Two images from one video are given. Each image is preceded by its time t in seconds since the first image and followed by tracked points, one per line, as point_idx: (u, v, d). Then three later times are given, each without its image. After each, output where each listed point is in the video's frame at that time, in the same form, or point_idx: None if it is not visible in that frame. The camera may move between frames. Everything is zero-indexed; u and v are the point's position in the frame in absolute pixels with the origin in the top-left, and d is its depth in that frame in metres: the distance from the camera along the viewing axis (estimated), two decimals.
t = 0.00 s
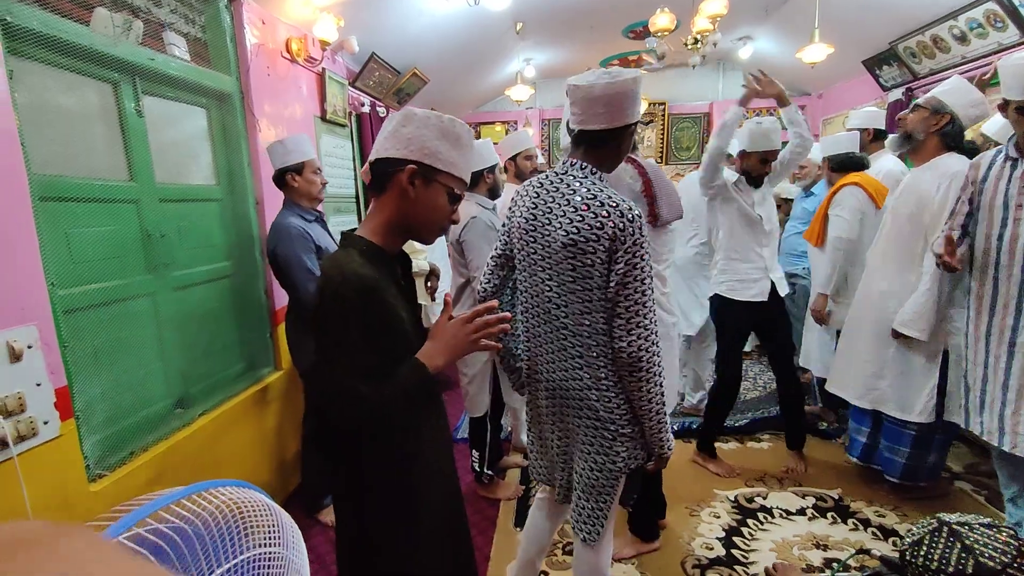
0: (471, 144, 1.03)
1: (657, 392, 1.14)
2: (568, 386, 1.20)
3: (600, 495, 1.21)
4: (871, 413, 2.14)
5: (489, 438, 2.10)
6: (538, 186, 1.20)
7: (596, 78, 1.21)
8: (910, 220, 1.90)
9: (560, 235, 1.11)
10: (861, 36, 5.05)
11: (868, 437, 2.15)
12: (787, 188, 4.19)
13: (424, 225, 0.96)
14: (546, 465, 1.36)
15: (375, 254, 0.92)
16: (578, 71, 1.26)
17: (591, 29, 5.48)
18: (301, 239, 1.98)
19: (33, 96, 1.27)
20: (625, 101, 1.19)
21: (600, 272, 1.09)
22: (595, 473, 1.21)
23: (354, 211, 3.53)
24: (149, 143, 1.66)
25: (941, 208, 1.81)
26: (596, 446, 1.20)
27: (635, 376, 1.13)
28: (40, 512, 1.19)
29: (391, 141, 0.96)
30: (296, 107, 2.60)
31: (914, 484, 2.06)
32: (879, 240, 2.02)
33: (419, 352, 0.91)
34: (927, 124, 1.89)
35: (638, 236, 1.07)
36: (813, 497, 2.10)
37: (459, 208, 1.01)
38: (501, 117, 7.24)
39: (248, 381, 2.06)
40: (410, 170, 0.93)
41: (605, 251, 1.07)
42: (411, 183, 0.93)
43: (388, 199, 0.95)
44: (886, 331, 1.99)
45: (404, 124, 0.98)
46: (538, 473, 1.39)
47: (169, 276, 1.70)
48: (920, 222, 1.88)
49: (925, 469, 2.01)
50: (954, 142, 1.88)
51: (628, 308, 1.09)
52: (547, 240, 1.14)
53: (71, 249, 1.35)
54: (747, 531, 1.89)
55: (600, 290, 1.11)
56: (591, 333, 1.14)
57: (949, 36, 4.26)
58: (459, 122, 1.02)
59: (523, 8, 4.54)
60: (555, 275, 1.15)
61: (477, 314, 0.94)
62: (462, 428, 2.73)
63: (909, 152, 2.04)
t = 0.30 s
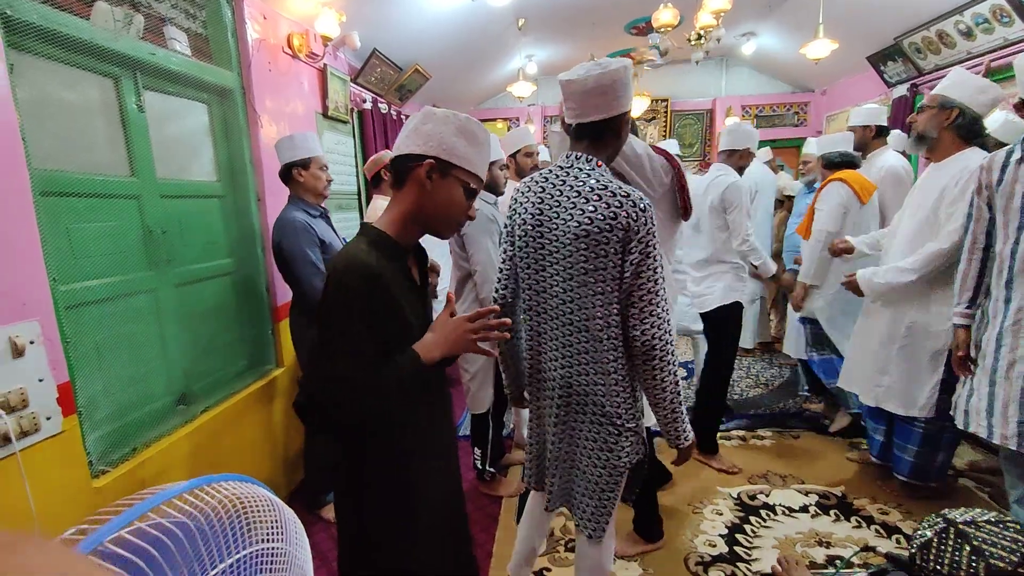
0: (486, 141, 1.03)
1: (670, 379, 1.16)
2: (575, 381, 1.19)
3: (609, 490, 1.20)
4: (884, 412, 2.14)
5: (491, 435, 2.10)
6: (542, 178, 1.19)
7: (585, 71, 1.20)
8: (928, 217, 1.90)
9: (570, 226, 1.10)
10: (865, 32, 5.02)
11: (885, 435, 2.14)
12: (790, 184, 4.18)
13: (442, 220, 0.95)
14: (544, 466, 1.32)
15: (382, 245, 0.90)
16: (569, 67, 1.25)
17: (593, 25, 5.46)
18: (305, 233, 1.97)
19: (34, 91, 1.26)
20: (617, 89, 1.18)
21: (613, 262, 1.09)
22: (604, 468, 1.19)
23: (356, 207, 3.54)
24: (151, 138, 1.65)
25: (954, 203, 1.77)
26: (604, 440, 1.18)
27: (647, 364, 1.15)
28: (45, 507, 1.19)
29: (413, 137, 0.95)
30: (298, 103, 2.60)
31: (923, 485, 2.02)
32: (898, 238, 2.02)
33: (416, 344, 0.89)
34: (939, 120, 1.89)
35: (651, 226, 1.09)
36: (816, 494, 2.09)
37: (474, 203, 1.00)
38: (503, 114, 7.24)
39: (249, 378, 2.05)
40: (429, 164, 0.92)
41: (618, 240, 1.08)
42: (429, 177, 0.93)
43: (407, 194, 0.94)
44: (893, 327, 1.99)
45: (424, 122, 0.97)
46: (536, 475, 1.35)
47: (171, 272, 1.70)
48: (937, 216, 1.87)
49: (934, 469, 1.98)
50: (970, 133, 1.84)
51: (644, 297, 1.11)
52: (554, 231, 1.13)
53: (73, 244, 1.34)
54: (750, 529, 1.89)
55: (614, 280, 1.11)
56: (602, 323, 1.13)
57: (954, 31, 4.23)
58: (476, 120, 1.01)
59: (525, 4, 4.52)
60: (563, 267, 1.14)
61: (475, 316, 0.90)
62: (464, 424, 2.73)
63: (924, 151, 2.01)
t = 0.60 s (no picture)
0: (498, 142, 1.02)
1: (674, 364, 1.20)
2: (581, 377, 1.17)
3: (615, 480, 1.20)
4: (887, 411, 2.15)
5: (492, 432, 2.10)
6: (535, 176, 1.18)
7: (562, 70, 1.20)
8: (932, 207, 1.88)
9: (571, 220, 1.10)
10: (868, 28, 5.00)
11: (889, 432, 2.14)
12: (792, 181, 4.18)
13: (452, 219, 0.95)
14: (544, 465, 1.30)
15: (384, 242, 0.90)
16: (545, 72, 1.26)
17: (595, 21, 5.44)
18: (306, 230, 1.98)
19: (36, 88, 1.26)
20: (595, 82, 1.16)
21: (618, 254, 1.11)
22: (608, 460, 1.19)
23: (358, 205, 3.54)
24: (152, 135, 1.65)
25: (962, 198, 1.77)
26: (609, 432, 1.18)
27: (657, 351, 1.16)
28: (48, 503, 1.19)
29: (427, 137, 0.95)
30: (299, 100, 2.59)
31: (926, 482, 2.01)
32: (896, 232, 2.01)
33: (406, 339, 0.88)
34: (943, 119, 1.89)
35: (650, 219, 1.12)
36: (817, 491, 2.09)
37: (487, 203, 1.00)
38: (505, 111, 7.23)
39: (251, 375, 2.05)
40: (440, 164, 0.92)
41: (621, 233, 1.09)
42: (440, 177, 0.93)
43: (419, 191, 0.94)
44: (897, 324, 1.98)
45: (436, 123, 0.97)
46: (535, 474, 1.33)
47: (173, 269, 1.70)
48: (941, 207, 1.86)
49: (936, 467, 1.98)
50: (977, 128, 1.84)
51: (648, 286, 1.13)
52: (555, 228, 1.13)
53: (75, 241, 1.34)
54: (752, 526, 1.89)
55: (617, 272, 1.12)
56: (608, 315, 1.14)
57: (958, 27, 4.21)
58: (489, 122, 1.01)
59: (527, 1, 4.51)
60: (566, 263, 1.13)
61: (469, 318, 0.88)
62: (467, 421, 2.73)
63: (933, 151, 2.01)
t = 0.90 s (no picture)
0: (500, 138, 1.01)
1: (671, 348, 1.22)
2: (583, 369, 1.17)
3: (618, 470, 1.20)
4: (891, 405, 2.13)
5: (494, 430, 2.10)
6: (526, 174, 1.18)
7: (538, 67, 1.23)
8: (935, 205, 1.88)
9: (567, 213, 1.11)
10: (875, 24, 4.96)
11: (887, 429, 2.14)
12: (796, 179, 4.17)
13: (454, 215, 0.94)
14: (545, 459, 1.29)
15: (385, 239, 0.90)
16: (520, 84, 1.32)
17: (600, 17, 5.42)
18: (307, 227, 1.98)
19: (40, 84, 1.26)
20: (571, 74, 1.19)
21: (613, 243, 1.12)
22: (610, 449, 1.19)
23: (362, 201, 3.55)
24: (156, 132, 1.65)
25: (967, 196, 1.76)
26: (610, 421, 1.18)
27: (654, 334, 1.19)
28: (53, 498, 1.20)
29: (430, 134, 0.95)
30: (303, 96, 2.59)
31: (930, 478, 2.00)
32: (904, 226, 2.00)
33: (399, 335, 0.88)
34: (945, 118, 1.88)
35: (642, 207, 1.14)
36: (821, 489, 2.09)
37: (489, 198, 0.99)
38: (508, 108, 7.22)
39: (254, 371, 2.06)
40: (442, 159, 0.92)
41: (616, 222, 1.10)
42: (443, 173, 0.92)
43: (422, 187, 0.93)
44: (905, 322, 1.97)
45: (438, 119, 0.96)
46: (537, 469, 1.32)
47: (177, 265, 1.70)
48: (945, 204, 1.86)
49: (940, 464, 1.97)
50: (979, 125, 1.85)
51: (643, 272, 1.16)
52: (551, 222, 1.13)
53: (80, 237, 1.35)
54: (754, 524, 1.88)
55: (613, 261, 1.13)
56: (607, 305, 1.14)
57: (967, 24, 4.18)
58: (492, 119, 1.00)
59: None
60: (564, 256, 1.13)
61: (461, 318, 0.87)
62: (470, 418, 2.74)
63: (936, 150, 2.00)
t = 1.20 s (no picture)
0: (491, 129, 1.01)
1: (652, 336, 1.24)
2: (567, 360, 1.18)
3: (607, 459, 1.19)
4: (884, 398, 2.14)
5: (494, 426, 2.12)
6: (512, 171, 1.20)
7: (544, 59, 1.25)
8: (931, 200, 1.89)
9: (550, 206, 1.11)
10: (880, 20, 4.94)
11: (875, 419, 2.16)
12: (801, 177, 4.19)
13: (448, 207, 0.94)
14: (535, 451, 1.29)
15: (384, 238, 0.91)
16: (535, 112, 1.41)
17: (603, 12, 5.39)
18: (312, 221, 1.98)
19: (44, 76, 1.27)
20: (572, 68, 1.21)
21: (595, 236, 1.12)
22: (598, 439, 1.19)
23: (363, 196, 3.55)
24: (159, 125, 1.65)
25: (962, 191, 1.78)
26: (597, 410, 1.18)
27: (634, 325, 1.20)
28: (57, 488, 1.21)
29: (417, 126, 0.94)
30: (305, 90, 2.58)
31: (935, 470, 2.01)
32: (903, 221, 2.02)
33: (405, 333, 0.88)
34: (938, 118, 1.93)
35: (624, 199, 1.15)
36: (821, 486, 2.09)
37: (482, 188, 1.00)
38: (510, 103, 7.20)
39: (255, 365, 2.06)
40: (435, 152, 0.91)
41: (598, 214, 1.11)
42: (437, 166, 0.92)
43: (417, 180, 0.93)
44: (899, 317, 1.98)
45: (427, 110, 0.96)
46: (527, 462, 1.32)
47: (179, 259, 1.71)
48: (940, 200, 1.87)
49: (948, 455, 1.97)
50: (974, 122, 1.88)
51: (623, 264, 1.17)
52: (536, 216, 1.14)
53: (83, 229, 1.35)
54: (753, 520, 1.89)
55: (597, 252, 1.14)
56: (590, 296, 1.15)
57: (972, 20, 4.16)
58: (484, 109, 1.00)
59: None
60: (548, 249, 1.13)
61: (467, 309, 0.89)
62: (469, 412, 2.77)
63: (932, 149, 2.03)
